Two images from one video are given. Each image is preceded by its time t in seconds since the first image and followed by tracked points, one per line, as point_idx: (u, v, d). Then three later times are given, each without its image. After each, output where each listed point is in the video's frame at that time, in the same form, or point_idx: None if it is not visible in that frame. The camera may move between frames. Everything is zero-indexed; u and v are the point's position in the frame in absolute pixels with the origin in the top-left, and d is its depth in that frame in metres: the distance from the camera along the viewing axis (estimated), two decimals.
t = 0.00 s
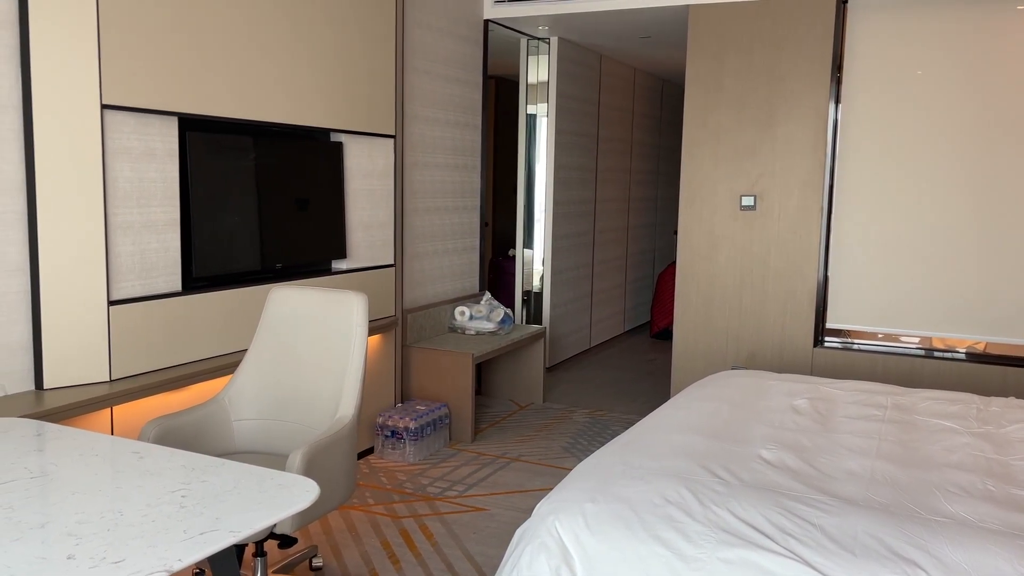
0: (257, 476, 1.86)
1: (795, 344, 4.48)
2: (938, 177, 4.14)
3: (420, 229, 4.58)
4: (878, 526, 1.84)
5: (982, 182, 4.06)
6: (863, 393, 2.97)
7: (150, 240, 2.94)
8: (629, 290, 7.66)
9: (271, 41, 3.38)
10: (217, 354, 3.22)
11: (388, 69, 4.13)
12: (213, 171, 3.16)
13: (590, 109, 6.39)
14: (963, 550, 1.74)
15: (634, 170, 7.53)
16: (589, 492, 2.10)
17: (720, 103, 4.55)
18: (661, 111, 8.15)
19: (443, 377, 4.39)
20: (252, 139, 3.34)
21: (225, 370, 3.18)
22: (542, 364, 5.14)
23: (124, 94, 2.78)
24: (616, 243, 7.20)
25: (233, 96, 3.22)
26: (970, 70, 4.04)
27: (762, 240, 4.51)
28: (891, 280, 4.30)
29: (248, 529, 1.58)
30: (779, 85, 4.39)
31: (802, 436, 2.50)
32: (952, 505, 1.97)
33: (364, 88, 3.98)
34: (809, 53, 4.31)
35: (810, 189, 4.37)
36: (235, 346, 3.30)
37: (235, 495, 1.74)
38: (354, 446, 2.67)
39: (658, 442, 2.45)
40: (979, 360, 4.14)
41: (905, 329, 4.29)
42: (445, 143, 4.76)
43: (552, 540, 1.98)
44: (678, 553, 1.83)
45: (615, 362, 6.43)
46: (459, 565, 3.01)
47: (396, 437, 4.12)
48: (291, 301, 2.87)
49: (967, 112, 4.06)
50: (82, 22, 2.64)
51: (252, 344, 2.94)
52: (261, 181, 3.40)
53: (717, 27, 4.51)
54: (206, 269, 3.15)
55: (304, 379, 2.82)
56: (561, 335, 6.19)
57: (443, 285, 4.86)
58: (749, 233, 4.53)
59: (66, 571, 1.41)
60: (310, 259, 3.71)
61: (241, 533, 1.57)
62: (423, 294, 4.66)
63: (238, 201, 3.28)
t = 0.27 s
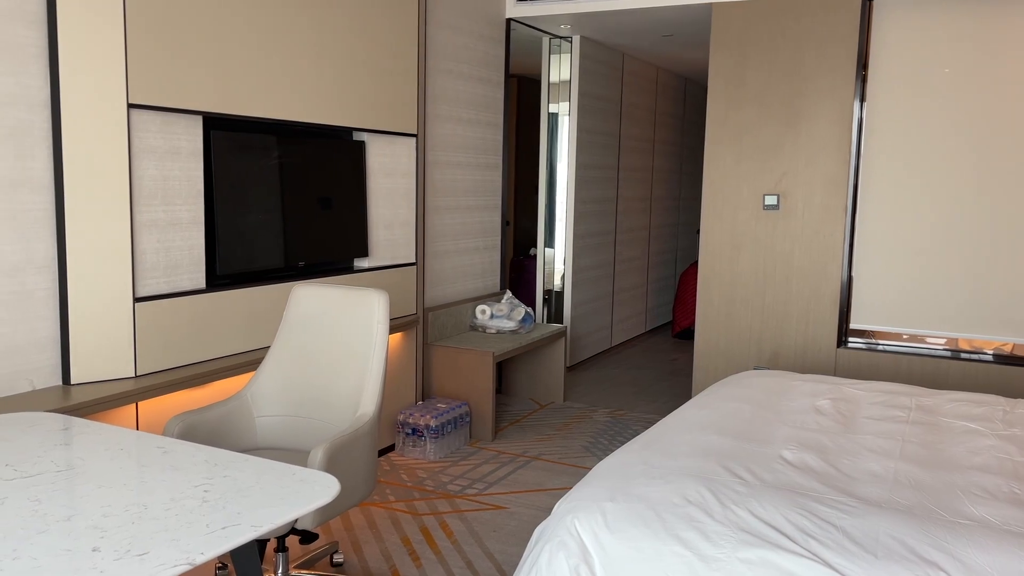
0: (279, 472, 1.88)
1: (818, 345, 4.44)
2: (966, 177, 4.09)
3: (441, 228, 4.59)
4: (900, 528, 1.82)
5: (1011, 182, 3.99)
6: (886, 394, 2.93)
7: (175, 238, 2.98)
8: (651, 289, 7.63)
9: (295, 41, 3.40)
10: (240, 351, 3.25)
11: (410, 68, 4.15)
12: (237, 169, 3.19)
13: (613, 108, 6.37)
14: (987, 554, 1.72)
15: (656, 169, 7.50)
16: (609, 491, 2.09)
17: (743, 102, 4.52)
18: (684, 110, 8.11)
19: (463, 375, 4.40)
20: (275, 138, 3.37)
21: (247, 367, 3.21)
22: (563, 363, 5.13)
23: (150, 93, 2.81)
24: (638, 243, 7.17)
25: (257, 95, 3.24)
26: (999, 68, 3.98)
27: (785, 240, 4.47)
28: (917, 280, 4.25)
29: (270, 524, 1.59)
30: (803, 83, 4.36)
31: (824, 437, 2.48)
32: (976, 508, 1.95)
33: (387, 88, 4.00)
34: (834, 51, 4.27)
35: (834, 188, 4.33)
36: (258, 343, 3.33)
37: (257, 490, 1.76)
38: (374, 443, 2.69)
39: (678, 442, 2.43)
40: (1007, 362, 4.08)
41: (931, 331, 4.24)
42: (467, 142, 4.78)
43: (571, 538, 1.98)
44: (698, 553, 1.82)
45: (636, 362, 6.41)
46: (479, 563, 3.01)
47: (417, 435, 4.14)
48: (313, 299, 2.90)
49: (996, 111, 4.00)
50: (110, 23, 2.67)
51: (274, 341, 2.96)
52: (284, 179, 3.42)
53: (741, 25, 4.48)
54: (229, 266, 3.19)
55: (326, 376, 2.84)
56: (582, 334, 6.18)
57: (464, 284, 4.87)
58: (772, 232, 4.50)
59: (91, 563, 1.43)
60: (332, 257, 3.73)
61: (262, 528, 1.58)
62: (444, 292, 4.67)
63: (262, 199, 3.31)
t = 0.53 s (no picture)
0: (301, 467, 1.90)
1: (842, 344, 4.40)
2: (994, 175, 4.02)
3: (463, 225, 4.60)
4: (923, 529, 1.80)
5: None
6: (911, 395, 2.90)
7: (199, 234, 3.01)
8: (673, 288, 7.60)
9: (318, 39, 3.42)
10: (263, 347, 3.28)
11: (432, 66, 4.16)
12: (261, 167, 3.22)
13: (636, 106, 6.34)
14: (1012, 557, 1.70)
15: (679, 167, 7.46)
16: (629, 489, 2.09)
17: (767, 99, 4.48)
18: (708, 108, 8.06)
19: (484, 372, 4.41)
20: (299, 136, 3.39)
21: (270, 363, 3.24)
22: (584, 361, 5.13)
23: (175, 91, 2.85)
24: (660, 241, 7.14)
25: (281, 93, 3.27)
26: None
27: (809, 238, 4.43)
28: (943, 280, 4.19)
29: (291, 518, 1.61)
30: (828, 80, 4.31)
31: (847, 437, 2.45)
32: (1002, 510, 1.92)
33: (409, 86, 4.01)
34: (860, 48, 4.22)
35: (859, 186, 4.28)
36: (281, 339, 3.36)
37: (278, 484, 1.78)
38: (395, 440, 2.70)
39: (699, 441, 2.42)
40: None
41: (958, 331, 4.18)
42: (489, 139, 4.78)
43: (591, 536, 1.98)
44: (718, 552, 1.81)
45: (658, 361, 6.38)
46: (499, 560, 3.02)
47: (438, 432, 4.15)
48: (336, 295, 2.92)
49: None
50: (136, 22, 2.71)
51: (297, 337, 2.99)
52: (308, 177, 3.45)
53: (765, 21, 4.44)
54: (253, 263, 3.22)
55: (347, 372, 2.86)
56: (603, 332, 6.17)
57: (486, 281, 4.88)
58: (796, 231, 4.46)
59: (116, 554, 1.46)
60: (354, 254, 3.76)
61: (283, 522, 1.60)
62: (466, 290, 4.69)
63: (285, 196, 3.34)
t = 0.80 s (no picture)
0: (322, 461, 1.92)
1: (867, 343, 4.35)
2: None
3: (485, 222, 4.61)
4: (947, 529, 1.78)
5: None
6: (937, 394, 2.86)
7: (224, 230, 3.04)
8: (696, 285, 7.56)
9: (341, 36, 3.44)
10: (286, 342, 3.31)
11: (455, 63, 4.16)
12: (285, 163, 3.25)
13: (659, 103, 6.31)
14: None
15: (702, 163, 7.41)
16: (649, 486, 2.08)
17: (792, 94, 4.44)
18: (732, 104, 8.00)
19: (506, 369, 4.42)
20: (322, 132, 3.42)
21: (293, 358, 3.27)
22: (606, 358, 5.12)
23: (201, 88, 2.88)
24: (683, 238, 7.10)
25: (304, 90, 3.29)
26: None
27: (834, 236, 4.38)
28: (971, 278, 4.13)
29: (312, 511, 1.62)
30: (854, 76, 4.26)
31: (871, 436, 2.43)
32: None
33: (432, 83, 4.02)
34: (887, 43, 4.16)
35: (885, 183, 4.23)
36: (304, 334, 3.39)
37: (300, 477, 1.79)
38: (416, 435, 2.71)
39: (721, 439, 2.41)
40: None
41: (986, 330, 4.12)
42: (512, 136, 4.78)
43: (610, 532, 1.98)
44: (738, 550, 1.80)
45: (680, 359, 6.35)
46: (519, 556, 3.02)
47: (459, 427, 4.17)
48: (358, 291, 2.93)
49: None
50: (162, 20, 2.74)
51: (319, 333, 3.01)
52: (331, 173, 3.47)
53: (790, 16, 4.39)
54: (276, 259, 3.25)
55: (369, 368, 2.87)
56: (625, 329, 6.15)
57: (507, 278, 4.88)
58: (821, 228, 4.41)
59: (140, 545, 1.48)
60: (376, 250, 3.77)
61: (304, 515, 1.61)
62: (487, 286, 4.69)
63: (308, 192, 3.36)
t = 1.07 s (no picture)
0: (343, 454, 1.93)
1: (892, 341, 4.30)
2: None
3: (506, 217, 4.61)
4: (972, 530, 1.76)
5: None
6: (963, 393, 2.82)
7: (247, 225, 3.07)
8: (719, 282, 7.51)
9: (363, 33, 3.45)
10: (308, 336, 3.33)
11: (477, 59, 4.16)
12: (307, 159, 3.26)
13: (682, 98, 6.27)
14: None
15: (726, 159, 7.36)
16: (669, 484, 2.07)
17: (817, 90, 4.39)
18: (756, 99, 7.93)
19: (526, 365, 4.42)
20: (345, 128, 3.43)
21: (315, 352, 3.29)
22: (627, 355, 5.10)
23: (225, 85, 2.90)
24: (706, 235, 7.06)
25: (327, 87, 3.31)
26: None
27: (859, 233, 4.33)
28: (999, 276, 4.07)
29: (333, 504, 1.63)
30: (881, 71, 4.21)
31: (895, 435, 2.40)
32: None
33: (454, 78, 4.02)
34: (914, 37, 4.10)
35: (911, 179, 4.17)
36: (325, 329, 3.41)
37: (321, 471, 1.81)
38: (436, 430, 2.72)
39: (742, 437, 2.39)
40: None
41: (1014, 329, 4.06)
42: (534, 132, 4.78)
43: (630, 529, 1.97)
44: (759, 548, 1.79)
45: (703, 356, 6.31)
46: (539, 551, 3.03)
47: (480, 423, 4.18)
48: (380, 286, 2.94)
49: None
50: (187, 17, 2.76)
51: (341, 327, 3.03)
52: (353, 169, 3.49)
53: (816, 10, 4.34)
54: (299, 254, 3.27)
55: (390, 363, 2.89)
56: (647, 326, 6.12)
57: (528, 273, 4.88)
58: (846, 225, 4.36)
59: (164, 536, 1.50)
60: (398, 246, 3.79)
61: (325, 508, 1.63)
62: (508, 282, 4.69)
63: (331, 188, 3.38)
